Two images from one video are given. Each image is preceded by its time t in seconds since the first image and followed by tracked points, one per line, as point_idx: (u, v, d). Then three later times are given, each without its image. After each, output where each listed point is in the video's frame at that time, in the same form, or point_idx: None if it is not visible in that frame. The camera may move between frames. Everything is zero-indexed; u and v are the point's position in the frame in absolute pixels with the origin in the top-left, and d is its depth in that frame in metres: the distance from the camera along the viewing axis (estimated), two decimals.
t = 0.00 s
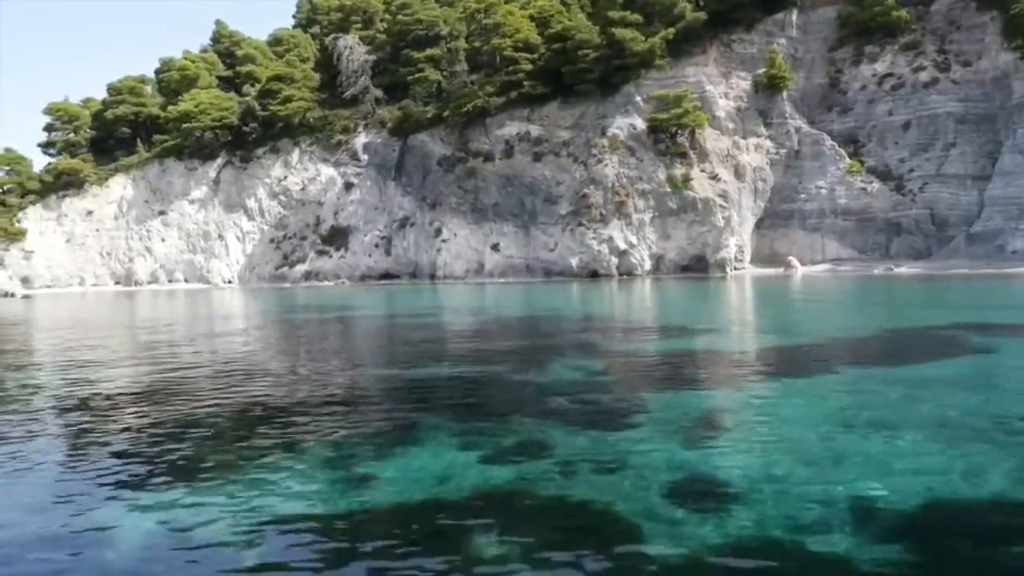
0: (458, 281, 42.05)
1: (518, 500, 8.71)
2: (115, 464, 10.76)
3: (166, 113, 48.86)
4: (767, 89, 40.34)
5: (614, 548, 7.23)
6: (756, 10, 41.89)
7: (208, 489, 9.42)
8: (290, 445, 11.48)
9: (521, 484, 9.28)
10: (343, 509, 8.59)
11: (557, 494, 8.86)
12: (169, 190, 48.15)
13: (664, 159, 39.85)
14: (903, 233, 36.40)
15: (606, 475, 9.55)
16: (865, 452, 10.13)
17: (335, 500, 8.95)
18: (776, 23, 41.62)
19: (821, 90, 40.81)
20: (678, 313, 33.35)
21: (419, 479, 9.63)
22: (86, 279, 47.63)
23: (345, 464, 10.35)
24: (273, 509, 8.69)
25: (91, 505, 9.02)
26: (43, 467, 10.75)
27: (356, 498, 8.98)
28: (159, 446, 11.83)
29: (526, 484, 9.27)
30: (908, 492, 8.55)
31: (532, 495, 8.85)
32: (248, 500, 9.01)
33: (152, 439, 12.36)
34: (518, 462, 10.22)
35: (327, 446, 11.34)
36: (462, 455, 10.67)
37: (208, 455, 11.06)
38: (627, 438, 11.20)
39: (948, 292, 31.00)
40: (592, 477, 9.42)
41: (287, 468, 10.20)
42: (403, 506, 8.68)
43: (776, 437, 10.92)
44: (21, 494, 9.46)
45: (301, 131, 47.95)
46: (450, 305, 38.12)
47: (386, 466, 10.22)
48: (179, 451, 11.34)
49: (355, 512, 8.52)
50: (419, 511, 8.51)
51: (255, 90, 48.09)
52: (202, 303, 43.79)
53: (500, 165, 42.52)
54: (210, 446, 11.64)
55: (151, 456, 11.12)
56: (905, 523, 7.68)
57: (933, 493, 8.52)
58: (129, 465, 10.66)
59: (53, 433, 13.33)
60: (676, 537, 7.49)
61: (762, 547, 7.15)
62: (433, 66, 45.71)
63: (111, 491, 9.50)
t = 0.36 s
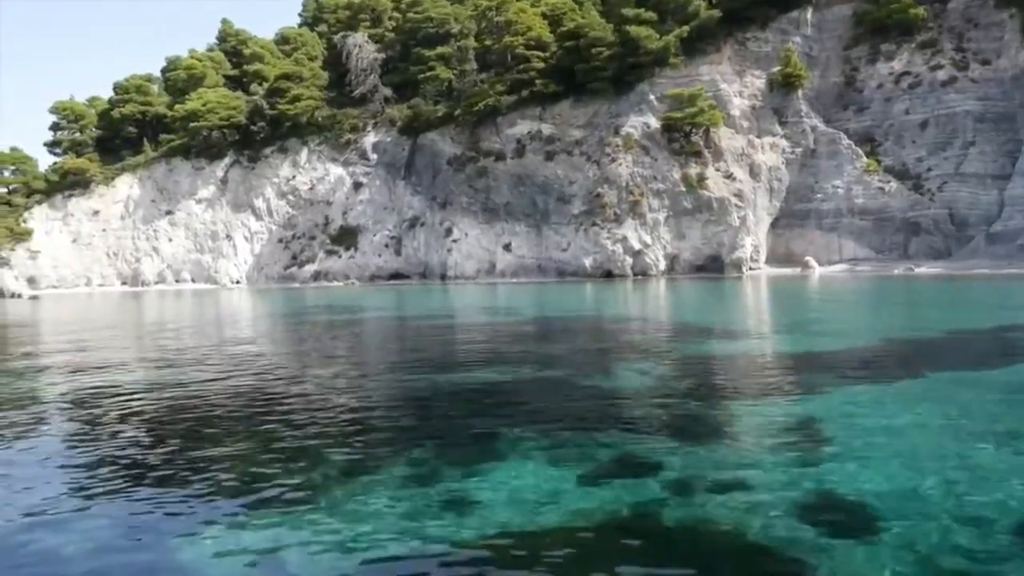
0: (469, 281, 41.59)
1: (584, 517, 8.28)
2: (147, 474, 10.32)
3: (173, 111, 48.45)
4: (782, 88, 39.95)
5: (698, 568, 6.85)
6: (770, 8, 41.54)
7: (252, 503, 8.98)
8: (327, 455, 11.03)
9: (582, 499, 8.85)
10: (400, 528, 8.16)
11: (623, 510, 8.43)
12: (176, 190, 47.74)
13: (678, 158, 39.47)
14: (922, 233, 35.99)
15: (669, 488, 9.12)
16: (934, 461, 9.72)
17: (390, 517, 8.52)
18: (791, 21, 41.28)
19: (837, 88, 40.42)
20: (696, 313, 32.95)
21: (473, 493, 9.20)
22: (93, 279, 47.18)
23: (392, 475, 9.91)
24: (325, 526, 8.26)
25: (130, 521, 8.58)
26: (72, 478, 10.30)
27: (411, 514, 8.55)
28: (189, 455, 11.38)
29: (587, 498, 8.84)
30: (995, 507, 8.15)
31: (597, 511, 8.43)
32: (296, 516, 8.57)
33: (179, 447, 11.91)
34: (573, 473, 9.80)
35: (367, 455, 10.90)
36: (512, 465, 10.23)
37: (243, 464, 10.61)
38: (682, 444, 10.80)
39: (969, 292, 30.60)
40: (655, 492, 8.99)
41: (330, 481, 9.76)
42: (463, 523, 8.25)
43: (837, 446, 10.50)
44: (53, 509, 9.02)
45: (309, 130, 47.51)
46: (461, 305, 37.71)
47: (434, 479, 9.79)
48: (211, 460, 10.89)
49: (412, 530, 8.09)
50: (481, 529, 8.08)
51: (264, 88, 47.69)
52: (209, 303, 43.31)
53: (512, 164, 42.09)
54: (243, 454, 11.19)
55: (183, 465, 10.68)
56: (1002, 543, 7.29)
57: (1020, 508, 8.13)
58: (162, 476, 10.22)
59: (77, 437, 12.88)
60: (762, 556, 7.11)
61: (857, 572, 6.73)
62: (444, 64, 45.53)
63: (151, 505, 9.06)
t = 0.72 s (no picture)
0: (481, 281, 41.12)
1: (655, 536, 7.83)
2: (174, 483, 9.82)
3: (181, 110, 48.02)
4: (798, 85, 39.49)
5: None
6: (785, 5, 41.09)
7: (297, 514, 8.51)
8: (363, 461, 10.54)
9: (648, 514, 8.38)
10: (463, 543, 7.71)
11: (696, 528, 7.98)
12: (184, 189, 47.32)
13: (694, 156, 39.02)
14: (942, 232, 35.52)
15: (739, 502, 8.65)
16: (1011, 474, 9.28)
17: (446, 531, 8.04)
18: (807, 18, 40.83)
19: (853, 86, 39.96)
20: (714, 313, 32.53)
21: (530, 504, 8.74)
22: (101, 279, 46.76)
23: (441, 485, 9.43)
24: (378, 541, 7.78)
25: (169, 532, 8.12)
26: (95, 486, 9.79)
27: (467, 528, 8.08)
28: (215, 460, 10.87)
29: (654, 512, 8.39)
30: None
31: (666, 528, 7.98)
32: (346, 525, 8.14)
33: (200, 452, 11.38)
34: (630, 484, 9.35)
35: (409, 463, 10.43)
36: (565, 474, 9.77)
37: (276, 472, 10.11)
38: (740, 452, 10.37)
39: (991, 292, 30.18)
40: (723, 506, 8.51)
41: (376, 490, 9.29)
42: (528, 541, 7.81)
43: (902, 457, 10.05)
44: (82, 516, 8.56)
45: (318, 129, 47.07)
46: (474, 306, 37.27)
47: (486, 488, 9.30)
48: (239, 467, 10.39)
49: (473, 547, 7.66)
50: (550, 551, 7.60)
51: (273, 86, 47.24)
52: (218, 304, 42.88)
53: (524, 163, 41.62)
54: (272, 461, 10.68)
55: (211, 473, 10.17)
56: None
57: None
58: (191, 484, 9.72)
59: (95, 442, 12.36)
60: None
61: None
62: (456, 62, 45.02)
63: (186, 515, 8.58)
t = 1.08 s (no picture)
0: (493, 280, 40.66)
1: (734, 537, 7.40)
2: (211, 484, 9.38)
3: (189, 108, 47.60)
4: (815, 83, 39.04)
5: None
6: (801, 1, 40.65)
7: (346, 517, 8.07)
8: (408, 461, 10.11)
9: (721, 513, 7.94)
10: (531, 543, 7.26)
11: (775, 529, 7.55)
12: (192, 187, 46.92)
13: (710, 154, 38.63)
14: (963, 231, 35.11)
15: (813, 504, 8.22)
16: None
17: (512, 532, 7.61)
18: (823, 15, 40.39)
19: (870, 84, 39.61)
20: (732, 313, 32.13)
21: (593, 504, 8.30)
22: (108, 278, 46.35)
23: (495, 485, 8.99)
24: (439, 541, 7.33)
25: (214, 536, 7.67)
26: (127, 488, 9.35)
27: (533, 526, 7.64)
28: (247, 462, 10.43)
29: (726, 513, 7.94)
30: None
31: (739, 531, 7.54)
32: (398, 527, 7.71)
33: (233, 454, 10.94)
34: (689, 485, 8.92)
35: (457, 464, 9.99)
36: (623, 474, 9.34)
37: (318, 472, 9.67)
38: (803, 455, 9.93)
39: (1012, 292, 29.79)
40: (799, 507, 8.08)
41: (428, 490, 8.85)
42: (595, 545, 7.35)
43: (973, 460, 9.61)
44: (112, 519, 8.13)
45: (328, 127, 46.66)
46: (486, 305, 36.82)
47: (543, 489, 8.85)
48: (277, 469, 9.95)
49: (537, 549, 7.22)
50: (620, 555, 7.13)
51: (282, 84, 46.79)
52: (226, 304, 42.40)
53: (537, 161, 41.14)
54: (311, 461, 10.24)
55: (248, 474, 9.73)
56: None
57: None
58: (229, 485, 9.28)
59: (121, 445, 11.91)
60: None
61: None
62: (468, 59, 44.49)
63: (221, 517, 8.13)
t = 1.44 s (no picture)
0: (506, 280, 40.20)
1: (823, 554, 6.96)
2: (252, 497, 8.94)
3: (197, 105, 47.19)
4: (832, 80, 38.61)
5: None
6: None
7: (397, 528, 7.69)
8: (456, 472, 9.68)
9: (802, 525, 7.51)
10: (609, 558, 6.82)
11: (862, 543, 7.13)
12: (200, 186, 46.52)
13: (726, 152, 38.18)
14: (984, 230, 34.70)
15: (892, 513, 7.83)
16: None
17: (579, 543, 7.23)
18: (839, 11, 39.97)
19: (887, 81, 39.27)
20: (751, 313, 31.56)
21: (662, 516, 7.86)
22: (116, 278, 45.93)
23: (554, 497, 8.56)
24: (510, 560, 6.88)
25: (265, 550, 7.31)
26: (164, 500, 8.91)
27: (607, 542, 7.20)
28: (285, 469, 10.03)
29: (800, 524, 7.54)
30: None
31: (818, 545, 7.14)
32: (454, 541, 7.33)
33: (270, 461, 10.51)
34: (754, 490, 8.50)
35: (507, 473, 9.56)
36: (685, 482, 8.91)
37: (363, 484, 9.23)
38: (869, 458, 9.54)
39: None
40: (882, 519, 7.64)
41: (485, 503, 8.42)
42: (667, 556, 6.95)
43: None
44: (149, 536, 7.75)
45: (337, 125, 46.27)
46: (499, 305, 36.38)
47: (604, 497, 8.48)
48: (320, 477, 9.57)
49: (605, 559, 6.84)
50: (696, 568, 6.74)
51: (291, 81, 46.37)
52: (235, 303, 41.87)
53: (550, 160, 40.74)
54: (353, 471, 9.82)
55: (289, 485, 9.29)
56: None
57: None
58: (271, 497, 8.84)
59: (150, 448, 11.51)
60: None
61: None
62: (479, 56, 44.14)
63: (265, 530, 7.74)
